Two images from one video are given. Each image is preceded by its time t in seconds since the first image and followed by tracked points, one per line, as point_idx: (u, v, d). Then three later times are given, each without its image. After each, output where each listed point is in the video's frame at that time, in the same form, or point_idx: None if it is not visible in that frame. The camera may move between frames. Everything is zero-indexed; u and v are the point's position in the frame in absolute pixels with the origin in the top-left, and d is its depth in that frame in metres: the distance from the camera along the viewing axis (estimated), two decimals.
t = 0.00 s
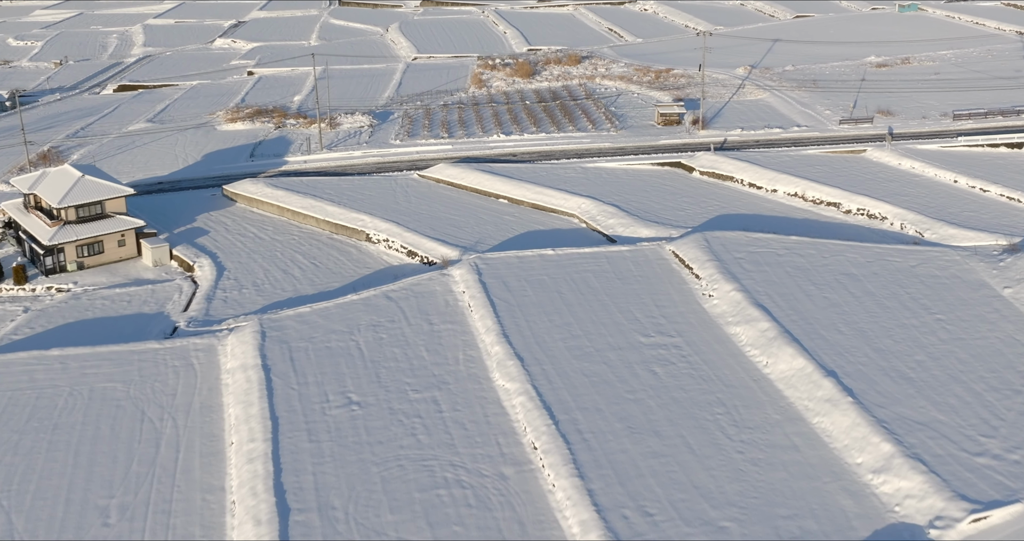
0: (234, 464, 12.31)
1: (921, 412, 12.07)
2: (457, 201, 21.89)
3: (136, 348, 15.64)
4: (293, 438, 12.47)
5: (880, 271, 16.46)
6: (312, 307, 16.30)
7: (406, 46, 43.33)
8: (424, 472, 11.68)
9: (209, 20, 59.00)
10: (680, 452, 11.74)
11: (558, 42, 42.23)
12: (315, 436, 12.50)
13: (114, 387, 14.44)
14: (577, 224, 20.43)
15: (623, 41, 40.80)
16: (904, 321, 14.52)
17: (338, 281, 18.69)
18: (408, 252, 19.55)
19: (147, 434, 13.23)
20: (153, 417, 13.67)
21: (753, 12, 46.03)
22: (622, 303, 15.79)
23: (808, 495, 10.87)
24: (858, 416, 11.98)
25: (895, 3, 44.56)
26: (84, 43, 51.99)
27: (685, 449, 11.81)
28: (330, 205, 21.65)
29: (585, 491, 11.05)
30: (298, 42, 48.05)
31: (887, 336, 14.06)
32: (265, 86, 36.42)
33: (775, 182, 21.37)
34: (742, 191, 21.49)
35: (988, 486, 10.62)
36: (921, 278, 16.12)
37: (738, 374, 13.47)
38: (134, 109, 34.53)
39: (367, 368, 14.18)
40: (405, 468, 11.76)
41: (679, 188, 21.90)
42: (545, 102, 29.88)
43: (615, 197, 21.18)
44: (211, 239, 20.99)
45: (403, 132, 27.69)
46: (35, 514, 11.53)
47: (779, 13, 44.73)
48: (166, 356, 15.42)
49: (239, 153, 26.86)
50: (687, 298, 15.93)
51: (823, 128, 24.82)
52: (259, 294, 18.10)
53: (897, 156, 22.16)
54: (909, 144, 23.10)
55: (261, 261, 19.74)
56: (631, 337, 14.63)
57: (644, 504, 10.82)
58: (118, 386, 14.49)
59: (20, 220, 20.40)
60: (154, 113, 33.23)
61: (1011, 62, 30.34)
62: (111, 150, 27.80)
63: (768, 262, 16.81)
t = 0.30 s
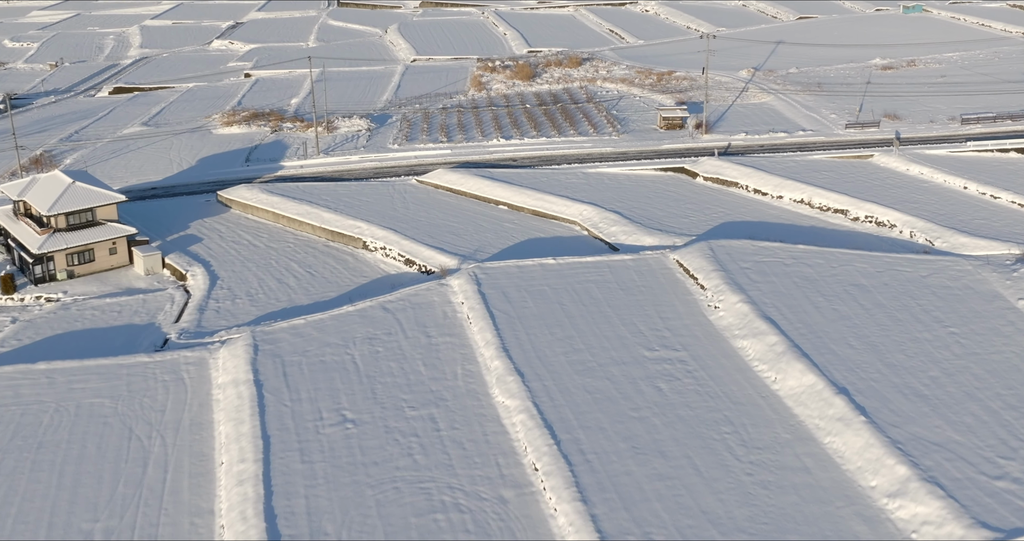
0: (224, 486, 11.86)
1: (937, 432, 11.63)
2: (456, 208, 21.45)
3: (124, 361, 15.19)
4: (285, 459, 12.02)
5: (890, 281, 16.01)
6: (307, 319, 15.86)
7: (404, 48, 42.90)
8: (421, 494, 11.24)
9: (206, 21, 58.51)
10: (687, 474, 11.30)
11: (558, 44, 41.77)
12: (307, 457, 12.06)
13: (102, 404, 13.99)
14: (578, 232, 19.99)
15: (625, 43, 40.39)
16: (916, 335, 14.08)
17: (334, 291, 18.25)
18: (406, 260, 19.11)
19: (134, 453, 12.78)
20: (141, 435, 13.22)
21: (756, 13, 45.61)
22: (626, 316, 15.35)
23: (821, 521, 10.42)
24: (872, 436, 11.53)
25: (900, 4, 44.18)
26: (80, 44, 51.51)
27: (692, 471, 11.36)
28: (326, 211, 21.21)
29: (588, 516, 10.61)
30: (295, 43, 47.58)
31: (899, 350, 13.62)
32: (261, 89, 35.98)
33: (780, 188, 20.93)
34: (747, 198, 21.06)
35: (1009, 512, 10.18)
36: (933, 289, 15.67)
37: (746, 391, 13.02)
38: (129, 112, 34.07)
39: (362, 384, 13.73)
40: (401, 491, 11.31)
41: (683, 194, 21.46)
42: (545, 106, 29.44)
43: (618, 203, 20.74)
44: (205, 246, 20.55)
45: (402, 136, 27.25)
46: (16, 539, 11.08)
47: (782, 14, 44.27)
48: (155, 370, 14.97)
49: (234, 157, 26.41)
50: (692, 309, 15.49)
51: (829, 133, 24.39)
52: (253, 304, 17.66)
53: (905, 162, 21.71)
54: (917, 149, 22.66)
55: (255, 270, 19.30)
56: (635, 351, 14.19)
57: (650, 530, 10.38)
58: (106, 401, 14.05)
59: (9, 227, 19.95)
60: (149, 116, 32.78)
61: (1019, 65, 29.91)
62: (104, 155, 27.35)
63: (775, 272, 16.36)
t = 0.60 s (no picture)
0: (213, 510, 11.44)
1: (954, 454, 11.19)
2: (455, 215, 21.02)
3: (113, 376, 14.75)
4: (277, 480, 11.59)
5: (901, 292, 15.58)
6: (301, 331, 15.42)
7: (404, 50, 42.50)
8: (417, 519, 10.81)
9: (204, 22, 58.08)
10: (694, 498, 10.86)
11: (558, 45, 41.38)
12: (300, 478, 11.62)
13: (88, 420, 13.55)
14: (580, 239, 19.57)
15: (626, 45, 39.96)
16: (929, 350, 13.63)
17: (330, 301, 17.82)
18: (403, 269, 18.68)
19: (121, 474, 12.34)
20: (129, 454, 12.78)
21: (759, 14, 45.20)
22: (629, 329, 14.91)
23: None
24: (886, 458, 11.09)
25: (904, 5, 43.77)
26: (76, 46, 51.11)
27: (700, 494, 10.92)
28: (322, 218, 20.77)
29: None
30: (293, 45, 47.19)
31: (912, 366, 13.19)
32: (258, 91, 35.55)
33: (786, 195, 20.48)
34: (752, 204, 20.62)
35: None
36: (945, 301, 15.24)
37: (754, 409, 12.58)
38: (124, 115, 33.64)
39: (358, 401, 13.30)
40: (397, 516, 10.88)
41: (686, 200, 21.02)
42: (546, 109, 29.01)
43: (620, 210, 20.31)
44: (198, 254, 20.11)
45: (400, 139, 26.81)
46: None
47: (785, 15, 43.87)
48: (145, 385, 14.54)
49: (230, 161, 25.97)
50: (698, 322, 15.06)
51: (835, 137, 23.95)
52: (247, 315, 17.22)
53: (913, 167, 21.28)
54: (925, 154, 22.22)
55: (250, 279, 18.86)
56: (639, 366, 13.75)
57: None
58: (93, 418, 13.61)
59: None
60: (144, 119, 32.33)
61: None
62: (98, 159, 26.91)
63: (782, 283, 15.92)
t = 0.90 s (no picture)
0: (201, 535, 11.00)
1: (972, 477, 10.74)
2: (454, 222, 20.59)
3: (101, 392, 14.31)
4: (268, 504, 11.15)
5: (912, 304, 15.13)
6: (295, 344, 14.98)
7: (403, 52, 42.09)
8: None
9: (202, 23, 57.69)
10: (702, 523, 10.42)
11: (559, 47, 40.98)
12: (292, 502, 11.19)
13: (74, 439, 13.10)
14: (581, 247, 19.13)
15: (627, 47, 39.55)
16: (944, 365, 13.19)
17: (325, 312, 17.38)
18: (401, 278, 18.25)
19: (106, 496, 11.90)
20: (115, 474, 12.34)
21: (761, 16, 44.79)
22: (633, 342, 14.47)
23: None
24: (901, 482, 10.66)
25: (907, 6, 43.37)
26: (73, 47, 50.70)
27: (707, 519, 10.48)
28: (318, 225, 20.33)
29: None
30: (292, 46, 46.79)
31: (926, 382, 12.74)
32: (256, 94, 35.10)
33: (792, 201, 20.04)
34: (757, 211, 20.18)
35: None
36: (959, 313, 14.79)
37: (763, 428, 12.14)
38: (119, 118, 33.20)
39: (353, 419, 12.85)
40: None
41: (690, 207, 20.59)
42: (547, 112, 28.58)
43: (622, 217, 19.87)
44: (191, 262, 19.67)
45: (398, 144, 26.37)
46: None
47: (788, 16, 43.47)
48: (133, 401, 14.10)
49: (225, 166, 25.52)
50: (703, 335, 14.62)
51: (841, 142, 23.52)
52: (240, 326, 16.78)
53: (922, 173, 20.83)
54: (934, 160, 21.77)
55: (243, 288, 18.43)
56: (643, 382, 13.31)
57: None
58: (79, 436, 13.16)
59: None
60: (139, 123, 31.87)
61: None
62: (91, 164, 26.46)
63: (790, 294, 15.47)
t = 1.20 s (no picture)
0: None
1: (992, 503, 10.30)
2: (453, 229, 20.15)
3: (88, 408, 13.86)
4: (258, 530, 10.71)
5: (924, 317, 14.68)
6: (288, 358, 14.54)
7: (401, 53, 41.66)
8: None
9: (199, 23, 57.25)
10: None
11: (559, 48, 40.55)
12: (283, 527, 10.74)
13: (59, 458, 12.66)
14: (583, 256, 18.70)
15: (629, 48, 39.12)
16: (958, 382, 12.75)
17: (321, 323, 16.94)
18: (398, 288, 17.82)
19: (90, 519, 11.46)
20: (100, 496, 11.89)
21: (764, 17, 44.36)
22: (637, 356, 14.03)
23: None
24: (918, 508, 10.21)
25: (911, 8, 42.97)
26: (68, 48, 50.23)
27: None
28: (314, 233, 19.88)
29: None
30: (289, 48, 46.34)
31: (941, 400, 12.29)
32: (253, 96, 34.68)
33: (799, 208, 19.60)
34: (763, 218, 19.75)
35: None
36: (973, 327, 14.35)
37: (772, 449, 11.69)
38: (113, 121, 32.74)
39: (347, 438, 12.42)
40: None
41: (694, 214, 20.15)
42: (547, 115, 28.14)
43: (625, 225, 19.43)
44: (184, 271, 19.23)
45: (396, 148, 25.92)
46: None
47: (791, 17, 43.06)
48: (121, 418, 13.65)
49: (220, 171, 25.07)
50: (709, 349, 14.18)
51: (847, 146, 23.08)
52: (232, 338, 16.34)
53: (931, 179, 20.38)
54: (942, 165, 21.32)
55: (237, 298, 17.99)
56: (648, 399, 12.87)
57: None
58: (64, 455, 12.71)
59: None
60: (134, 126, 31.43)
61: None
62: (84, 169, 26.00)
63: (798, 306, 15.03)
